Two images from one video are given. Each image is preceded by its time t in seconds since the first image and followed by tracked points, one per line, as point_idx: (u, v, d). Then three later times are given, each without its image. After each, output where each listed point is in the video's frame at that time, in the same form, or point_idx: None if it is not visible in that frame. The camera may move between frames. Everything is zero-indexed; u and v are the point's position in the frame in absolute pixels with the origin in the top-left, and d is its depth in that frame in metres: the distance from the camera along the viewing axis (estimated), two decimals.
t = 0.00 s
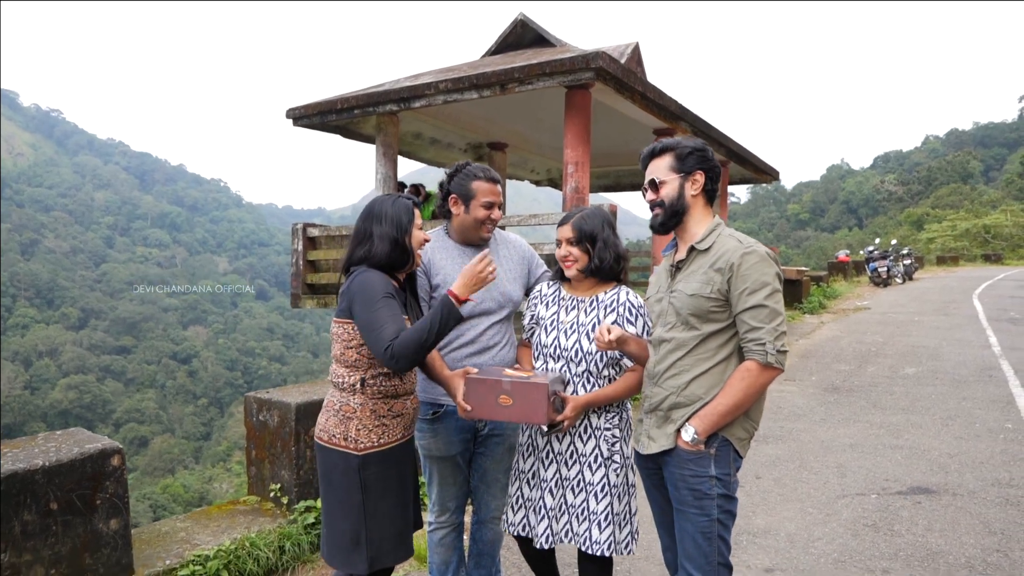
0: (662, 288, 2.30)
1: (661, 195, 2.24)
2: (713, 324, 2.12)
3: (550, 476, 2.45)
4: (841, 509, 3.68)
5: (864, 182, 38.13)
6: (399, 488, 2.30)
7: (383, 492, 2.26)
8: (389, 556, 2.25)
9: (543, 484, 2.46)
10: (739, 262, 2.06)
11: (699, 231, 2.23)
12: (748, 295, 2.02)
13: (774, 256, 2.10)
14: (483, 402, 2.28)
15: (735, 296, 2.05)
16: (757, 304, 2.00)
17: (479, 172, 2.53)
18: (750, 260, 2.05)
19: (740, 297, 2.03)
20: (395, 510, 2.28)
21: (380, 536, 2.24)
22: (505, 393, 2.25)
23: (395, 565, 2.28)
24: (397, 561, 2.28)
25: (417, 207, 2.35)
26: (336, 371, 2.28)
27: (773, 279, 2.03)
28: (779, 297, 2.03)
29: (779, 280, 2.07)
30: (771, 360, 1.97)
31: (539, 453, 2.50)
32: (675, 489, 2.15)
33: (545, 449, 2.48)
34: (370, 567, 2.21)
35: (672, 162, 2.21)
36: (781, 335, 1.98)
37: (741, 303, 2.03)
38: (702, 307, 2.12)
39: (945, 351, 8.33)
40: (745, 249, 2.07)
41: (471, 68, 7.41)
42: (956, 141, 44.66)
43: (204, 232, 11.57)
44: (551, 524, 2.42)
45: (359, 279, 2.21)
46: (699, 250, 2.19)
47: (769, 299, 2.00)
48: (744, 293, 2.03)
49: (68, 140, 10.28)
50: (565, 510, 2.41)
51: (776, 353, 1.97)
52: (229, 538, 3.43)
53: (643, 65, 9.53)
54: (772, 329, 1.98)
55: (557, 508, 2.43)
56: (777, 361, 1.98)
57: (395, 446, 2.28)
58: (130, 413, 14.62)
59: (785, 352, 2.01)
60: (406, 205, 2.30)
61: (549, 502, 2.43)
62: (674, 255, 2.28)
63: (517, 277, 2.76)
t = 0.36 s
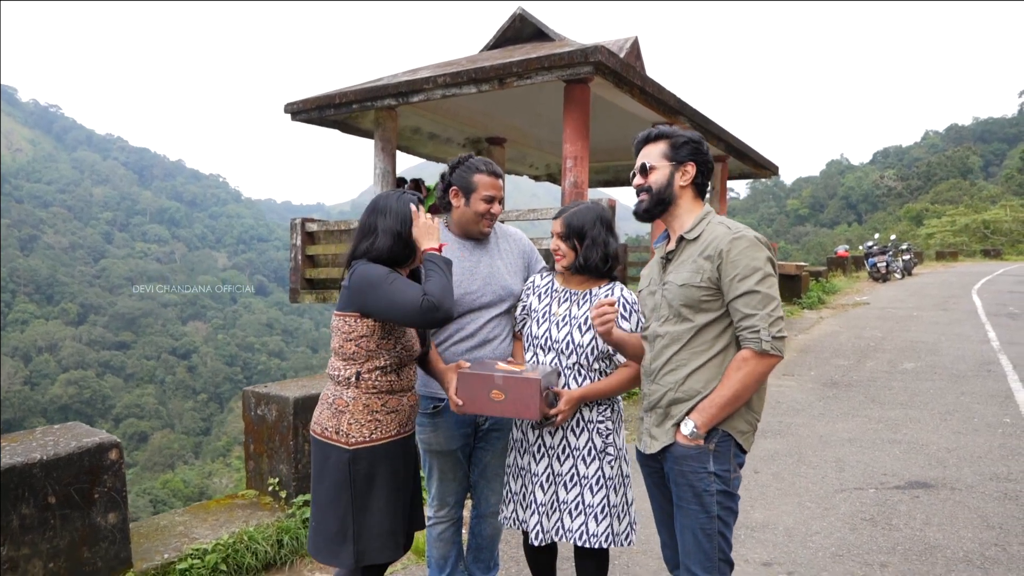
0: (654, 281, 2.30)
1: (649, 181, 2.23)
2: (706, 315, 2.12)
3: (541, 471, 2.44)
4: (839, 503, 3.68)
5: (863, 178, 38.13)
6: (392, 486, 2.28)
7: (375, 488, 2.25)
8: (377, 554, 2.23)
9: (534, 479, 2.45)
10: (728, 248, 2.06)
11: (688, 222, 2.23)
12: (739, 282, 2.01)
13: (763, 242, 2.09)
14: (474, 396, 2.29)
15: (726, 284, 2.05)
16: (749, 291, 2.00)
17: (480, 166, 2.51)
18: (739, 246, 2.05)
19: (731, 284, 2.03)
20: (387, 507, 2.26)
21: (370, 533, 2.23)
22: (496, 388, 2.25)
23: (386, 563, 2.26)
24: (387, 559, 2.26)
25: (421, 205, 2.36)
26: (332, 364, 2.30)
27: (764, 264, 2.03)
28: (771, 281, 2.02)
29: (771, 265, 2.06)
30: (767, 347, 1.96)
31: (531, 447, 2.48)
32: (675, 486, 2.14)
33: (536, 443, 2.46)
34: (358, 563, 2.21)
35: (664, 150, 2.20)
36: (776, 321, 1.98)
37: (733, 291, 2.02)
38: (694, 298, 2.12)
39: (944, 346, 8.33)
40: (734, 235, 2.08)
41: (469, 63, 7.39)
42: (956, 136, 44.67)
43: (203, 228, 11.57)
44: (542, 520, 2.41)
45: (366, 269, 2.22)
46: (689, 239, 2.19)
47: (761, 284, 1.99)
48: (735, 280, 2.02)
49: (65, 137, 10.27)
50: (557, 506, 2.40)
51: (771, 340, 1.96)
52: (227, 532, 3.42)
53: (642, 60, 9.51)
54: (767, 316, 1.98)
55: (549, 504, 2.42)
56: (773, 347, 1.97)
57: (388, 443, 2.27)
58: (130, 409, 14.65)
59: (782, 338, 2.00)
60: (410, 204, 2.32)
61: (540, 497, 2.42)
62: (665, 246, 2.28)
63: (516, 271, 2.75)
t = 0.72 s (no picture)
0: (652, 277, 2.26)
1: (648, 167, 2.21)
2: (714, 312, 2.11)
3: (533, 461, 2.44)
4: (842, 497, 3.68)
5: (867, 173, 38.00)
6: (401, 478, 2.28)
7: (384, 481, 2.24)
8: (387, 547, 2.23)
9: (526, 469, 2.45)
10: (737, 244, 2.05)
11: (685, 215, 2.22)
12: (750, 279, 2.00)
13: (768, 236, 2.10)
14: (467, 390, 2.29)
15: (735, 280, 2.03)
16: (760, 287, 1.99)
17: (479, 160, 2.49)
18: (747, 242, 2.04)
19: (741, 281, 2.02)
20: (397, 499, 2.26)
21: (380, 526, 2.23)
22: (487, 382, 2.24)
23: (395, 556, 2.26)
24: (397, 552, 2.26)
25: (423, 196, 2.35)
26: (340, 357, 2.30)
27: (772, 259, 2.03)
28: (779, 276, 2.03)
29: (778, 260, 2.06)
30: (782, 343, 1.96)
31: (524, 437, 2.47)
32: (685, 483, 2.12)
33: (529, 433, 2.46)
34: (368, 555, 2.21)
35: (664, 136, 2.19)
36: (787, 316, 1.98)
37: (744, 287, 2.01)
38: (702, 295, 2.09)
39: (947, 341, 8.31)
40: (740, 230, 2.07)
41: (472, 56, 7.36)
42: (960, 130, 44.48)
43: (206, 222, 11.58)
44: (534, 508, 2.41)
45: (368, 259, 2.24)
46: (690, 234, 2.17)
47: (772, 280, 1.99)
48: (745, 277, 2.01)
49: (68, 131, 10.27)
50: (550, 496, 2.39)
51: (785, 336, 1.97)
52: (231, 525, 3.43)
53: (644, 54, 9.48)
54: (780, 311, 1.97)
55: (541, 494, 2.41)
56: (787, 343, 1.97)
57: (396, 435, 2.26)
58: (134, 403, 14.70)
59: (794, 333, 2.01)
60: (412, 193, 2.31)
61: (532, 486, 2.42)
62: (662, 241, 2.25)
63: (517, 263, 2.74)
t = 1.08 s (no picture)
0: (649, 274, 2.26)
1: (641, 169, 2.20)
2: (708, 310, 2.10)
3: (537, 456, 2.43)
4: (844, 493, 3.67)
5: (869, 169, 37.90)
6: (402, 472, 2.28)
7: (385, 473, 2.25)
8: (386, 539, 2.24)
9: (531, 464, 2.45)
10: (729, 244, 2.04)
11: (684, 211, 2.21)
12: (742, 278, 1.99)
13: (763, 235, 2.08)
14: (468, 382, 2.29)
15: (728, 280, 2.03)
16: (752, 286, 1.98)
17: (474, 156, 2.49)
18: (740, 241, 2.03)
19: (734, 280, 2.01)
20: (397, 493, 2.26)
21: (380, 518, 2.23)
22: (488, 373, 2.24)
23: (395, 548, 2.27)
24: (397, 544, 2.27)
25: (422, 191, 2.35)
26: (343, 350, 2.30)
27: (765, 258, 2.02)
28: (773, 275, 2.01)
29: (771, 258, 2.05)
30: (775, 342, 1.96)
31: (528, 433, 2.47)
32: (677, 477, 2.13)
33: (533, 429, 2.46)
34: (367, 547, 2.21)
35: (653, 136, 2.17)
36: (781, 315, 1.98)
37: (736, 286, 2.01)
38: (695, 294, 2.09)
39: (950, 337, 8.29)
40: (733, 229, 2.05)
41: (475, 52, 7.35)
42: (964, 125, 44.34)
43: (209, 218, 11.58)
44: (538, 503, 2.41)
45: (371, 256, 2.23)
46: (686, 232, 2.16)
47: (765, 280, 1.98)
48: (738, 276, 2.01)
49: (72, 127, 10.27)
50: (555, 490, 2.39)
51: (777, 335, 1.96)
52: (233, 520, 3.44)
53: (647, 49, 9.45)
54: (773, 310, 1.97)
55: (546, 488, 2.41)
56: (779, 342, 1.96)
57: (397, 429, 2.27)
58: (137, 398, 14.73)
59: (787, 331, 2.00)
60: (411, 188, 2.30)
61: (537, 481, 2.42)
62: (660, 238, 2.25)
63: (519, 256, 2.74)
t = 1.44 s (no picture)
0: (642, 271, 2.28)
1: (626, 178, 2.26)
2: (685, 309, 2.10)
3: (535, 453, 2.43)
4: (841, 490, 3.68)
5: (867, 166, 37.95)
6: (386, 464, 2.29)
7: (370, 465, 2.25)
8: (366, 530, 2.24)
9: (528, 461, 2.45)
10: (705, 248, 2.03)
11: (676, 211, 2.19)
12: (714, 281, 1.99)
13: (744, 239, 2.05)
14: (461, 379, 2.29)
15: (703, 283, 2.02)
16: (723, 291, 1.98)
17: (470, 153, 2.49)
18: (716, 245, 2.01)
19: (707, 284, 2.01)
20: (380, 484, 2.26)
21: (362, 509, 2.23)
22: (481, 369, 2.25)
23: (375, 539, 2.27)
24: (378, 535, 2.27)
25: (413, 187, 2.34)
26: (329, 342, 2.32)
27: (740, 263, 1.99)
28: (750, 281, 1.99)
29: (749, 263, 2.02)
30: (743, 347, 1.95)
31: (525, 430, 2.47)
32: (651, 467, 2.15)
33: (531, 426, 2.45)
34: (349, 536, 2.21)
35: (630, 145, 2.21)
36: (754, 320, 1.96)
37: (709, 290, 2.01)
38: (673, 293, 2.10)
39: (948, 334, 8.31)
40: (711, 233, 2.04)
41: (471, 50, 7.34)
42: (961, 123, 44.41)
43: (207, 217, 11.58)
44: (536, 500, 2.41)
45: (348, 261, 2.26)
46: (671, 232, 2.16)
47: (738, 285, 1.97)
48: (711, 280, 2.00)
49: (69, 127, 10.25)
50: (552, 487, 2.40)
51: (745, 341, 1.95)
52: (230, 519, 3.44)
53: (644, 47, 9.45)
54: (744, 316, 1.95)
55: (543, 485, 2.41)
56: (748, 348, 1.95)
57: (380, 421, 2.27)
58: (135, 398, 14.72)
59: (760, 337, 1.98)
60: (400, 185, 2.29)
61: (534, 479, 2.41)
62: (654, 235, 2.26)
63: (513, 253, 2.74)
